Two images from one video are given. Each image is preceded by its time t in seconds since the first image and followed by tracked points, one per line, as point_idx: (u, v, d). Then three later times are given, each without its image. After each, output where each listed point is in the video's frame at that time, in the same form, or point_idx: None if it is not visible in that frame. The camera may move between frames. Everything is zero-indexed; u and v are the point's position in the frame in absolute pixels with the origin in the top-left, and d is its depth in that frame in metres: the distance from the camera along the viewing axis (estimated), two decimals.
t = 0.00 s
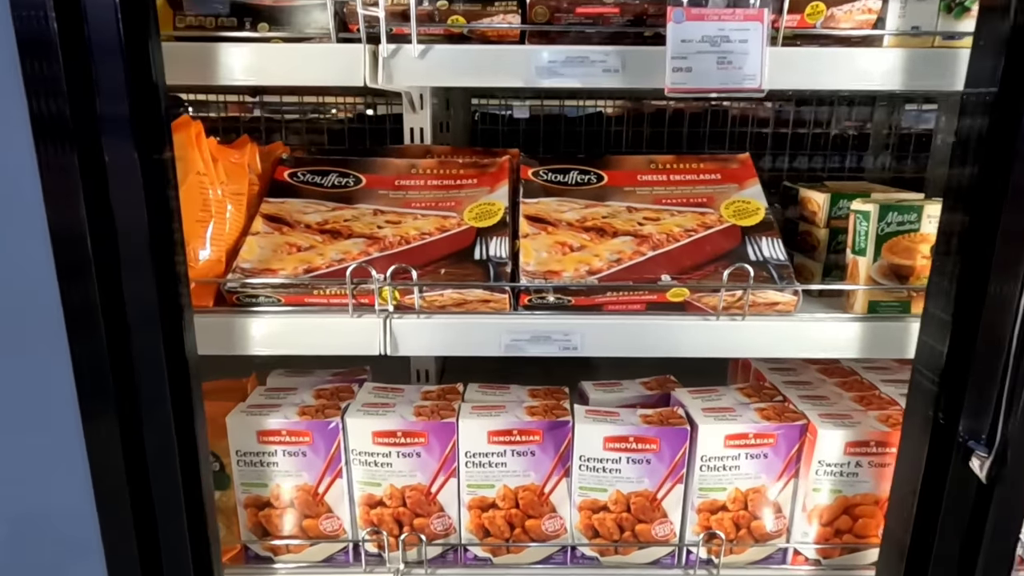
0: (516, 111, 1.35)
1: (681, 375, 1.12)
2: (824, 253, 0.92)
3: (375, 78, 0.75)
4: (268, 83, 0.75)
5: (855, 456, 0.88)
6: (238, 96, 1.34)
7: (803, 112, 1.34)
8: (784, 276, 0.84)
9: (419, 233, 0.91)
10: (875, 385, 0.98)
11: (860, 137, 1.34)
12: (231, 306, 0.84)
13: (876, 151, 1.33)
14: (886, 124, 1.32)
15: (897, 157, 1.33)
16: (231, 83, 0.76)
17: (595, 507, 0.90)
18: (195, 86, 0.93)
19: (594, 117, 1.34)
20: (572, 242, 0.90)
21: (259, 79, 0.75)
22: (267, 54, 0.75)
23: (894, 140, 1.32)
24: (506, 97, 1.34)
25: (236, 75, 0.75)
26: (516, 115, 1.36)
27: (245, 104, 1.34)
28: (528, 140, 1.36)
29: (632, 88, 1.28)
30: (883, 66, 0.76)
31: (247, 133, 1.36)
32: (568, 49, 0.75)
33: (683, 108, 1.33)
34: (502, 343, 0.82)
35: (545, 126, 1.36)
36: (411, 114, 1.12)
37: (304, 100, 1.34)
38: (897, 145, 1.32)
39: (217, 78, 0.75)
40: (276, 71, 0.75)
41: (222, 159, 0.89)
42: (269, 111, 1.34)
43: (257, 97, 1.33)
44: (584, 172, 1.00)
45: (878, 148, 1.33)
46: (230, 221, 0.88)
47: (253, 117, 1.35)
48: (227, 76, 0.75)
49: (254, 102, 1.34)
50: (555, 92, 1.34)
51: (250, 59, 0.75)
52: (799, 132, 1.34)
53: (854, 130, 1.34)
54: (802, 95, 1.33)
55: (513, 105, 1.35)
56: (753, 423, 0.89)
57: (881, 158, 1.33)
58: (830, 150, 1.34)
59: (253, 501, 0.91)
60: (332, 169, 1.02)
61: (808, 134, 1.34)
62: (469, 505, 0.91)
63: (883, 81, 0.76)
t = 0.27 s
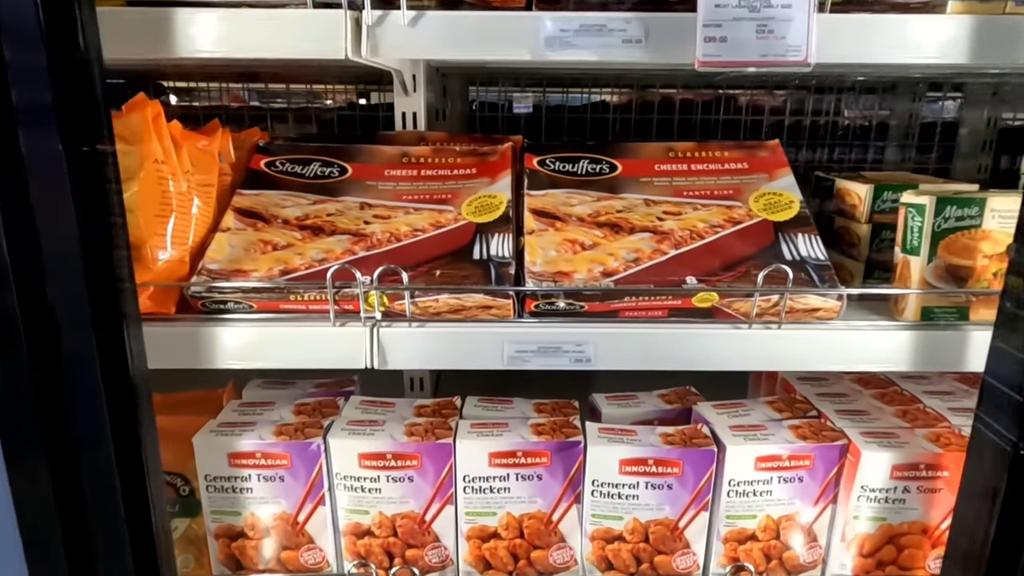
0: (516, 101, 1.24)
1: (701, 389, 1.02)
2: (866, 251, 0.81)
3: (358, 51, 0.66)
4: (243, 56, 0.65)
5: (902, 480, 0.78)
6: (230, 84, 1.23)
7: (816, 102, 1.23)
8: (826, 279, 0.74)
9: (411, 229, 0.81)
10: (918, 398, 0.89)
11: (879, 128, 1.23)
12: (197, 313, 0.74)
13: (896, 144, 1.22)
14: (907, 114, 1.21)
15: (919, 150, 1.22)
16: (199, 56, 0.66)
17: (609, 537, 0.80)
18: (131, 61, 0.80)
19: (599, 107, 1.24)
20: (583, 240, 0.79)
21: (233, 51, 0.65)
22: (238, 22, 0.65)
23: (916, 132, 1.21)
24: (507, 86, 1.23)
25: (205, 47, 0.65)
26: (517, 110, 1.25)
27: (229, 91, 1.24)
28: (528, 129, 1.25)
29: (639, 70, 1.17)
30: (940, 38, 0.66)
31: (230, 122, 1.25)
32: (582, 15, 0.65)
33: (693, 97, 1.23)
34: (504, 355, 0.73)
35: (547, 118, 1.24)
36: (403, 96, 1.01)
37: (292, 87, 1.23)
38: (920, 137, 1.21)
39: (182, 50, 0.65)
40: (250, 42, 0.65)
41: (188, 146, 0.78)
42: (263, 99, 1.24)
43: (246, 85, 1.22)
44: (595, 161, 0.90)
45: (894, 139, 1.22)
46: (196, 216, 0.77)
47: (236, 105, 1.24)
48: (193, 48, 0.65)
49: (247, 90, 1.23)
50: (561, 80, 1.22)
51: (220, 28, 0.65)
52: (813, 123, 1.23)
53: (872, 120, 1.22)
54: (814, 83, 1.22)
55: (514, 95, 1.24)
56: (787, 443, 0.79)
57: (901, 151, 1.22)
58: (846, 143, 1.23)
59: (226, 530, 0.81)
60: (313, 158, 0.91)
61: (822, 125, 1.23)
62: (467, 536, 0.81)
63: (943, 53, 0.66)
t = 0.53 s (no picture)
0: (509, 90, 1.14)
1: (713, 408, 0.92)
2: (902, 250, 0.72)
3: (321, 21, 0.57)
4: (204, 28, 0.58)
5: (943, 511, 0.69)
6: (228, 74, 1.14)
7: (826, 91, 1.12)
8: (860, 285, 0.65)
9: (391, 227, 0.71)
10: (955, 414, 0.80)
11: (895, 119, 1.12)
12: (144, 323, 0.65)
13: (915, 136, 1.11)
14: (925, 103, 1.10)
15: (939, 142, 1.11)
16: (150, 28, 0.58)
17: (612, 571, 0.72)
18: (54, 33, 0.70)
19: (602, 96, 1.13)
20: (584, 240, 0.70)
21: (192, 21, 0.57)
22: None
23: (936, 122, 1.10)
24: (505, 75, 1.13)
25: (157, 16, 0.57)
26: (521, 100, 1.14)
27: (211, 76, 1.15)
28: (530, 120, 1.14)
29: (644, 49, 1.08)
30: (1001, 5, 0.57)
31: (209, 111, 1.15)
32: None
33: (701, 85, 1.11)
34: (494, 372, 0.64)
35: (546, 108, 1.14)
36: (386, 79, 0.92)
37: (276, 73, 1.13)
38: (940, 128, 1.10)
39: (133, 20, 0.57)
40: (208, 12, 0.57)
41: (138, 133, 0.70)
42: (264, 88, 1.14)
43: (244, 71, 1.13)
44: (597, 151, 0.81)
45: (912, 131, 1.12)
46: (146, 214, 0.68)
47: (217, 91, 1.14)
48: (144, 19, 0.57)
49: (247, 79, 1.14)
50: (564, 68, 1.12)
51: None
52: (824, 113, 1.12)
53: (889, 110, 1.11)
54: (823, 69, 1.11)
55: (516, 85, 1.13)
56: (812, 469, 0.70)
57: (921, 143, 1.11)
58: (862, 136, 1.12)
59: (183, 564, 0.72)
60: (284, 147, 0.82)
61: (834, 116, 1.12)
62: (454, 570, 0.72)
63: (1000, 23, 0.57)
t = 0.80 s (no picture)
0: (512, 86, 1.09)
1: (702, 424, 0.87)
2: (901, 262, 0.69)
3: (275, 20, 0.53)
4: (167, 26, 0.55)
5: (942, 538, 0.65)
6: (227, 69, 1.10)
7: (829, 87, 1.07)
8: (856, 300, 0.61)
9: (361, 236, 0.68)
10: (957, 432, 0.76)
11: (899, 115, 1.07)
12: (97, 340, 0.61)
13: (918, 133, 1.07)
14: (929, 99, 1.06)
15: (943, 139, 1.07)
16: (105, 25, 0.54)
17: None
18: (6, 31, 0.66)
19: (598, 91, 1.09)
20: (564, 250, 0.66)
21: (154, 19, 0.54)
22: None
23: (941, 118, 1.06)
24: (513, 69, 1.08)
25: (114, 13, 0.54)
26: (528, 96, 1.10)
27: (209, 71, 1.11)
28: (524, 117, 1.10)
29: (642, 45, 1.03)
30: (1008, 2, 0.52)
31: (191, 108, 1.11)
32: None
33: (699, 81, 1.07)
34: (467, 392, 0.60)
35: (539, 104, 1.10)
36: (362, 79, 0.88)
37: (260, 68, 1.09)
38: (944, 124, 1.06)
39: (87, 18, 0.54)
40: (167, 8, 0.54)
41: (92, 138, 0.67)
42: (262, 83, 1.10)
43: (235, 67, 1.09)
44: (581, 155, 0.77)
45: (917, 128, 1.08)
46: (99, 223, 0.65)
47: (207, 87, 1.11)
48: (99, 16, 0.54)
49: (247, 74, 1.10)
50: (554, 64, 1.08)
51: None
52: (826, 110, 1.08)
53: (892, 106, 1.07)
54: (826, 65, 1.06)
55: (524, 79, 1.09)
56: (805, 492, 0.66)
57: (925, 140, 1.07)
58: (864, 133, 1.08)
59: None
60: (255, 149, 0.78)
61: (836, 112, 1.08)
62: None
63: (1010, 22, 0.53)
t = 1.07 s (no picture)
0: (511, 79, 1.06)
1: (697, 428, 0.85)
2: (902, 261, 0.66)
3: (241, 9, 0.51)
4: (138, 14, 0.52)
5: (942, 548, 0.63)
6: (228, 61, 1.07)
7: (832, 79, 1.04)
8: (855, 303, 0.58)
9: (341, 235, 0.65)
10: (959, 436, 0.73)
11: (904, 108, 1.04)
12: (64, 342, 0.59)
13: (923, 127, 1.04)
14: (935, 92, 1.03)
15: (948, 133, 1.04)
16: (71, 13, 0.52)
17: None
18: None
19: (596, 84, 1.05)
20: (551, 249, 0.64)
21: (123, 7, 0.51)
22: None
23: (947, 111, 1.03)
24: (514, 61, 1.05)
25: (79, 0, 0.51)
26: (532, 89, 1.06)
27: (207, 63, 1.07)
28: (523, 114, 1.07)
29: (643, 37, 1.00)
30: None
31: (181, 102, 1.08)
32: None
33: (700, 74, 1.04)
34: (447, 397, 0.58)
35: (535, 99, 1.06)
36: (347, 70, 0.86)
37: (251, 60, 1.07)
38: (950, 118, 1.03)
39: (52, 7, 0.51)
40: None
41: (61, 131, 0.65)
42: (265, 76, 1.07)
43: (235, 58, 1.06)
44: (571, 149, 0.75)
45: (922, 121, 1.04)
46: (67, 220, 0.63)
47: (207, 78, 1.07)
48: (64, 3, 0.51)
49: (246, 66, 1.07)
50: (550, 56, 1.05)
51: None
52: (829, 103, 1.05)
53: (897, 99, 1.04)
54: (831, 56, 1.03)
55: (528, 72, 1.05)
56: (801, 501, 0.64)
57: (930, 134, 1.04)
58: (869, 126, 1.05)
59: None
60: (234, 144, 0.76)
61: (840, 106, 1.05)
62: None
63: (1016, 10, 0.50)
